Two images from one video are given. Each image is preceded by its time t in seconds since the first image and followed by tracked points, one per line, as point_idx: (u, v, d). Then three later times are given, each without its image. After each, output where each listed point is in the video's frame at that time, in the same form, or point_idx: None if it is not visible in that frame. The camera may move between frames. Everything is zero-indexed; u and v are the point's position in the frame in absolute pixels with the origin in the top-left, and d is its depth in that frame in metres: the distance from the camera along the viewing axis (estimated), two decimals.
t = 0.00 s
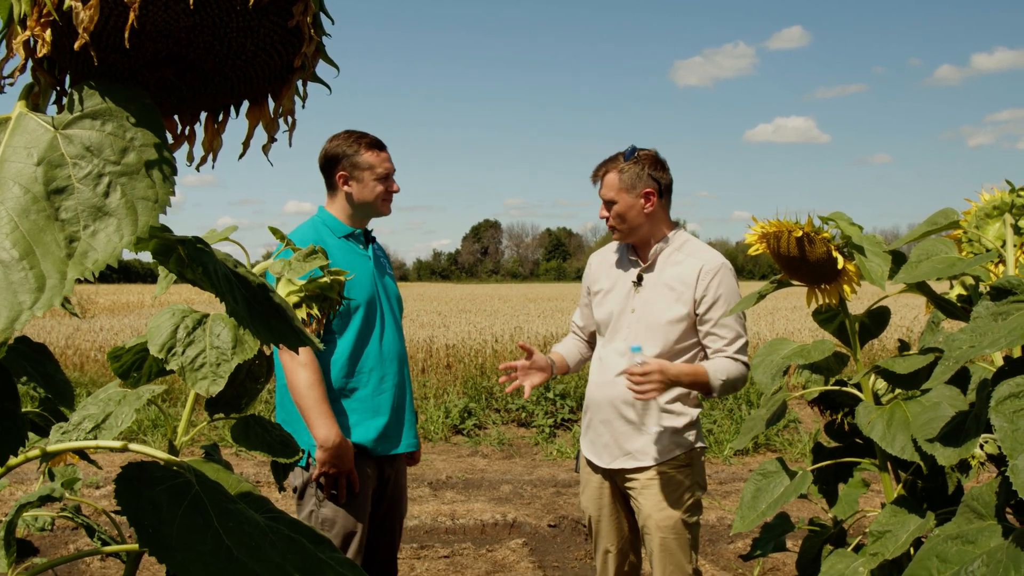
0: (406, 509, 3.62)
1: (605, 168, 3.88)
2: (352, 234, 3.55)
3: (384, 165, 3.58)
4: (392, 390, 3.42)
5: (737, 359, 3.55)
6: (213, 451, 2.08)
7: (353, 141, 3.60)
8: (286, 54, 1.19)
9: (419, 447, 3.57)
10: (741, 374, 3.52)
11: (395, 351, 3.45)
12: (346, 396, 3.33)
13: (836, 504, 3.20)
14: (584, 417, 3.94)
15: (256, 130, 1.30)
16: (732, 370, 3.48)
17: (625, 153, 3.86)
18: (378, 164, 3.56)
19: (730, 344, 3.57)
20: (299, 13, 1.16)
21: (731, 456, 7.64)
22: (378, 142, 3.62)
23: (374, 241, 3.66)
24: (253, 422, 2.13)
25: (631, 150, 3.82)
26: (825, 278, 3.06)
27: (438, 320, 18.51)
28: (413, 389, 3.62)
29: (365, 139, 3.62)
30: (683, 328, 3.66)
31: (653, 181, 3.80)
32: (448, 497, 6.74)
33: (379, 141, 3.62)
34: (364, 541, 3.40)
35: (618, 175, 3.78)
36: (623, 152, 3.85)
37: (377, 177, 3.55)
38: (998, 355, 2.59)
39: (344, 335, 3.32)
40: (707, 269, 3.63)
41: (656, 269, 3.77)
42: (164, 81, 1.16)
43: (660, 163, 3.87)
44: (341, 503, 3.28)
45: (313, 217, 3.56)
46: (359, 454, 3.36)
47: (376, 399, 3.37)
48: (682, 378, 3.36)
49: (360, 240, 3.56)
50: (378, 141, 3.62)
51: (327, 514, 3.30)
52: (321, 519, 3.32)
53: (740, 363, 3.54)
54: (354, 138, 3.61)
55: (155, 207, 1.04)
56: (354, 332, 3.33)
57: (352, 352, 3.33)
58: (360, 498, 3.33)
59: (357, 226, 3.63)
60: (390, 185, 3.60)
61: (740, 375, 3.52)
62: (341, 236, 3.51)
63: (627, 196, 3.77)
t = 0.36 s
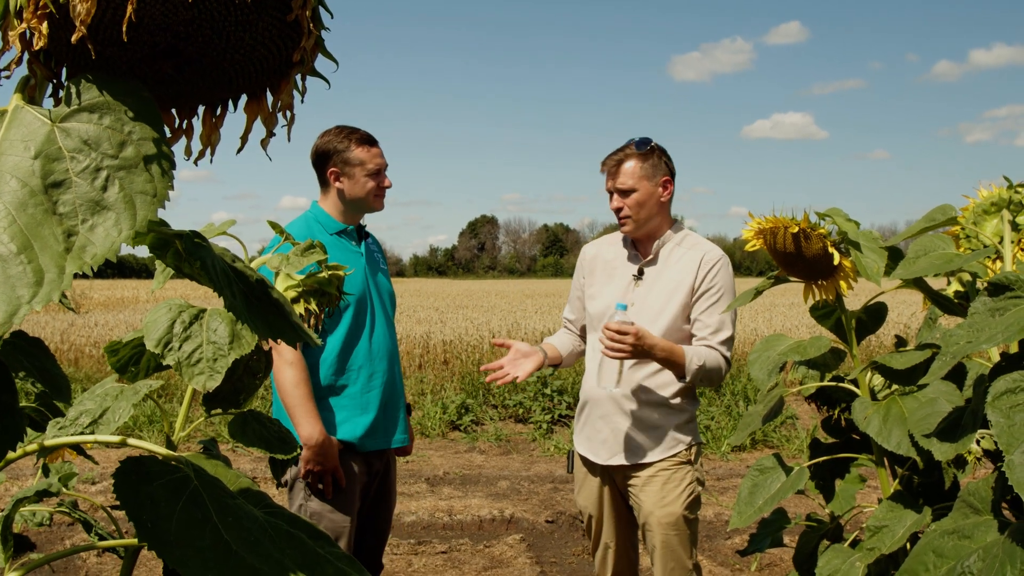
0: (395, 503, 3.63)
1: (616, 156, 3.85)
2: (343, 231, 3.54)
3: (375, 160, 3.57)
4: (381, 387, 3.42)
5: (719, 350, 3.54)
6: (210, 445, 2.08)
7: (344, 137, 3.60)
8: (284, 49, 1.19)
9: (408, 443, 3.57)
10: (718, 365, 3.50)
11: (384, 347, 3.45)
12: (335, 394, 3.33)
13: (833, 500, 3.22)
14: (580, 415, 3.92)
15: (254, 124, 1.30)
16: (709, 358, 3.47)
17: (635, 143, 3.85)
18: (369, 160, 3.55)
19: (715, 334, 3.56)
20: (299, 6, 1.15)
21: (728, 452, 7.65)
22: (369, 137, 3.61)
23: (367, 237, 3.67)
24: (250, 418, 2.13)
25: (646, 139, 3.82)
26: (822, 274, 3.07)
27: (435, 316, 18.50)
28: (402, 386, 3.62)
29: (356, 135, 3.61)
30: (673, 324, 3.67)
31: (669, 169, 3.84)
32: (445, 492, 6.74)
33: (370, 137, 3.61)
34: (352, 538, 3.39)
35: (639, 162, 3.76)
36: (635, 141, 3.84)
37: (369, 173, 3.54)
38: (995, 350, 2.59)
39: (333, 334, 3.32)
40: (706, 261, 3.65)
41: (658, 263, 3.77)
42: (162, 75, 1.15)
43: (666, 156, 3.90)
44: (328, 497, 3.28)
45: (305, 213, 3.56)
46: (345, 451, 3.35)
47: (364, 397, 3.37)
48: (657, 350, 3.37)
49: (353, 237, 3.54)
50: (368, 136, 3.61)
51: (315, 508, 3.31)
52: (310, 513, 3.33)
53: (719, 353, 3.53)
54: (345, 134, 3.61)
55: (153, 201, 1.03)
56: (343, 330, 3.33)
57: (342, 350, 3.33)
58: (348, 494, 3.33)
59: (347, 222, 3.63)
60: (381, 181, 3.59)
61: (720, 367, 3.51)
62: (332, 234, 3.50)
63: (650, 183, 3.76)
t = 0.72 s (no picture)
0: (394, 497, 3.63)
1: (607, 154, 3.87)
2: (341, 227, 3.55)
3: (371, 157, 3.57)
4: (378, 381, 3.42)
5: (736, 343, 3.55)
6: (210, 442, 2.09)
7: (339, 134, 3.61)
8: (287, 45, 1.19)
9: (407, 437, 3.57)
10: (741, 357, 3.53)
11: (381, 341, 3.46)
12: (331, 388, 3.33)
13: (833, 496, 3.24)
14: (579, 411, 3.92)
15: (256, 119, 1.31)
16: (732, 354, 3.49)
17: (627, 141, 3.86)
18: (364, 157, 3.54)
19: (729, 329, 3.57)
20: (301, 2, 1.16)
21: (727, 449, 7.66)
22: (365, 134, 3.62)
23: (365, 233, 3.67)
24: (248, 414, 2.13)
25: (636, 138, 3.82)
26: (821, 270, 3.07)
27: (434, 313, 18.50)
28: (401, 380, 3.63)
29: (352, 132, 3.62)
30: (676, 321, 3.67)
31: (658, 169, 3.82)
32: (445, 489, 6.75)
33: (366, 134, 3.62)
34: (349, 532, 3.40)
35: (623, 160, 3.78)
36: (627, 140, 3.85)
37: (365, 170, 3.54)
38: (994, 346, 2.60)
39: (328, 330, 3.33)
40: (704, 256, 3.66)
41: (654, 259, 3.78)
42: (165, 70, 1.15)
43: (662, 155, 3.88)
44: (325, 492, 3.29)
45: (302, 210, 3.57)
46: (339, 444, 3.34)
47: (361, 391, 3.37)
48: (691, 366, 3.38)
49: (350, 233, 3.55)
50: (365, 134, 3.61)
51: (312, 501, 3.32)
52: (307, 507, 3.34)
53: (739, 346, 3.55)
54: (340, 131, 3.62)
55: (157, 195, 1.03)
56: (338, 325, 3.34)
57: (337, 344, 3.34)
58: (344, 488, 3.34)
59: (346, 219, 3.62)
60: (378, 177, 3.59)
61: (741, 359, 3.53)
62: (329, 230, 3.51)
63: (632, 180, 3.76)
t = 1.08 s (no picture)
0: (394, 495, 3.64)
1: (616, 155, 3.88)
2: (341, 223, 3.55)
3: (372, 154, 3.56)
4: (379, 377, 3.42)
5: (721, 347, 3.59)
6: (210, 438, 2.10)
7: (340, 133, 3.60)
8: (284, 41, 1.19)
9: (407, 434, 3.58)
10: (721, 362, 3.55)
11: (382, 338, 3.46)
12: (332, 384, 3.33)
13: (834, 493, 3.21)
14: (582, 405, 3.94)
15: (253, 116, 1.30)
16: (707, 357, 3.52)
17: (634, 141, 3.86)
18: (365, 154, 3.54)
19: (720, 329, 3.60)
20: None
21: (728, 446, 7.66)
22: (365, 132, 3.61)
23: (366, 230, 3.66)
24: (248, 411, 2.13)
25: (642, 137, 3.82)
26: (821, 267, 3.07)
27: (434, 310, 18.50)
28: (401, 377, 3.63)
29: (352, 130, 3.61)
30: (680, 319, 3.67)
31: (664, 168, 3.81)
32: (445, 486, 6.75)
33: (366, 131, 3.61)
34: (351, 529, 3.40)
35: (629, 160, 3.78)
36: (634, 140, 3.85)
37: (365, 167, 3.53)
38: (994, 343, 2.60)
39: (330, 326, 3.32)
40: (711, 256, 3.67)
41: (662, 258, 3.77)
42: (162, 67, 1.14)
43: (671, 154, 3.87)
44: (327, 489, 3.29)
45: (304, 207, 3.57)
46: (340, 441, 3.35)
47: (364, 388, 3.37)
48: (644, 357, 3.48)
49: (351, 230, 3.55)
50: (365, 131, 3.61)
51: (314, 498, 3.32)
52: (309, 504, 3.34)
53: (722, 349, 3.58)
54: (341, 129, 3.61)
55: (154, 191, 1.03)
56: (341, 321, 3.33)
57: (339, 341, 3.33)
58: (346, 485, 3.34)
59: (347, 216, 3.62)
60: (378, 173, 3.58)
61: (722, 364, 3.55)
62: (329, 227, 3.51)
63: (638, 180, 3.76)
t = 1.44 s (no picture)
0: (395, 496, 3.63)
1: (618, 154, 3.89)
2: (344, 222, 3.54)
3: (376, 153, 3.56)
4: (384, 377, 3.41)
5: (709, 342, 3.57)
6: (207, 438, 2.08)
7: (344, 130, 3.59)
8: (281, 38, 1.18)
9: (412, 434, 3.57)
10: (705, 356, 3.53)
11: (387, 338, 3.45)
12: (338, 384, 3.32)
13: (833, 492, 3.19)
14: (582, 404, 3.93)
15: (250, 114, 1.29)
16: (691, 348, 3.51)
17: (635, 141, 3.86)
18: (369, 153, 3.53)
19: (711, 324, 3.59)
20: None
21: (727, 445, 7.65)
22: (368, 130, 3.60)
23: (367, 229, 3.65)
24: (247, 410, 2.11)
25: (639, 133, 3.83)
26: (820, 266, 3.06)
27: (433, 309, 18.48)
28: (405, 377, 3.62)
29: (356, 128, 3.60)
30: (678, 317, 3.66)
31: (664, 163, 3.79)
32: (444, 485, 6.75)
33: (369, 130, 3.60)
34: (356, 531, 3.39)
35: (628, 156, 3.78)
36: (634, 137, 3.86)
37: (369, 166, 3.52)
38: (994, 343, 2.59)
39: (335, 325, 3.31)
40: (712, 254, 3.65)
41: (664, 256, 3.75)
42: (157, 65, 1.13)
43: (672, 149, 3.85)
44: (332, 491, 3.28)
45: (306, 206, 3.55)
46: (347, 443, 3.34)
47: (369, 388, 3.37)
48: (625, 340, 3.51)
49: (354, 229, 3.54)
50: (368, 129, 3.60)
51: (319, 501, 3.30)
52: (313, 506, 3.32)
53: (709, 344, 3.56)
54: (344, 127, 3.60)
55: (148, 189, 1.02)
56: (347, 321, 3.32)
57: (345, 341, 3.32)
58: (352, 486, 3.33)
59: (350, 214, 3.60)
60: (382, 173, 3.58)
61: (706, 358, 3.53)
62: (334, 225, 3.49)
63: (637, 175, 3.76)
